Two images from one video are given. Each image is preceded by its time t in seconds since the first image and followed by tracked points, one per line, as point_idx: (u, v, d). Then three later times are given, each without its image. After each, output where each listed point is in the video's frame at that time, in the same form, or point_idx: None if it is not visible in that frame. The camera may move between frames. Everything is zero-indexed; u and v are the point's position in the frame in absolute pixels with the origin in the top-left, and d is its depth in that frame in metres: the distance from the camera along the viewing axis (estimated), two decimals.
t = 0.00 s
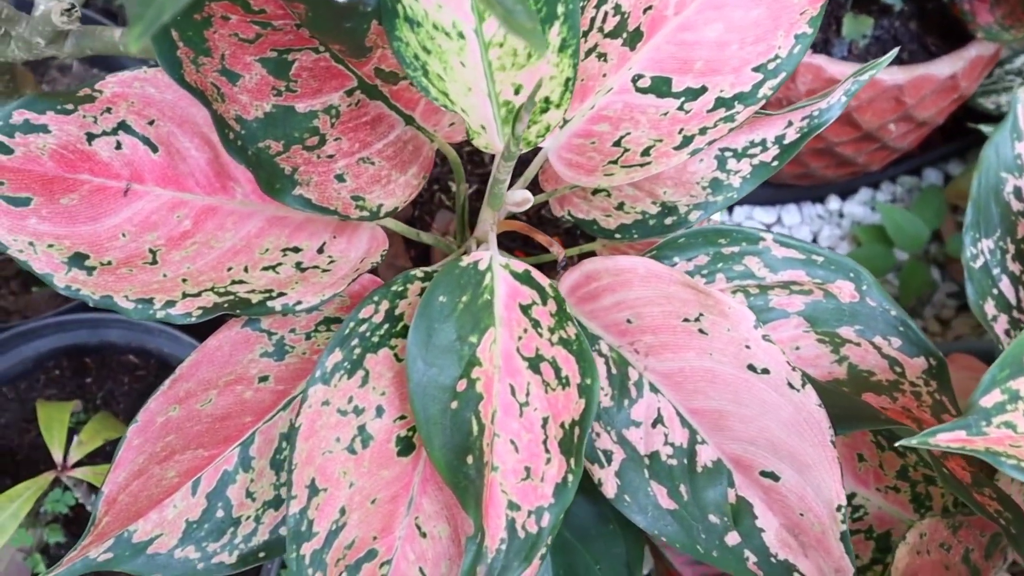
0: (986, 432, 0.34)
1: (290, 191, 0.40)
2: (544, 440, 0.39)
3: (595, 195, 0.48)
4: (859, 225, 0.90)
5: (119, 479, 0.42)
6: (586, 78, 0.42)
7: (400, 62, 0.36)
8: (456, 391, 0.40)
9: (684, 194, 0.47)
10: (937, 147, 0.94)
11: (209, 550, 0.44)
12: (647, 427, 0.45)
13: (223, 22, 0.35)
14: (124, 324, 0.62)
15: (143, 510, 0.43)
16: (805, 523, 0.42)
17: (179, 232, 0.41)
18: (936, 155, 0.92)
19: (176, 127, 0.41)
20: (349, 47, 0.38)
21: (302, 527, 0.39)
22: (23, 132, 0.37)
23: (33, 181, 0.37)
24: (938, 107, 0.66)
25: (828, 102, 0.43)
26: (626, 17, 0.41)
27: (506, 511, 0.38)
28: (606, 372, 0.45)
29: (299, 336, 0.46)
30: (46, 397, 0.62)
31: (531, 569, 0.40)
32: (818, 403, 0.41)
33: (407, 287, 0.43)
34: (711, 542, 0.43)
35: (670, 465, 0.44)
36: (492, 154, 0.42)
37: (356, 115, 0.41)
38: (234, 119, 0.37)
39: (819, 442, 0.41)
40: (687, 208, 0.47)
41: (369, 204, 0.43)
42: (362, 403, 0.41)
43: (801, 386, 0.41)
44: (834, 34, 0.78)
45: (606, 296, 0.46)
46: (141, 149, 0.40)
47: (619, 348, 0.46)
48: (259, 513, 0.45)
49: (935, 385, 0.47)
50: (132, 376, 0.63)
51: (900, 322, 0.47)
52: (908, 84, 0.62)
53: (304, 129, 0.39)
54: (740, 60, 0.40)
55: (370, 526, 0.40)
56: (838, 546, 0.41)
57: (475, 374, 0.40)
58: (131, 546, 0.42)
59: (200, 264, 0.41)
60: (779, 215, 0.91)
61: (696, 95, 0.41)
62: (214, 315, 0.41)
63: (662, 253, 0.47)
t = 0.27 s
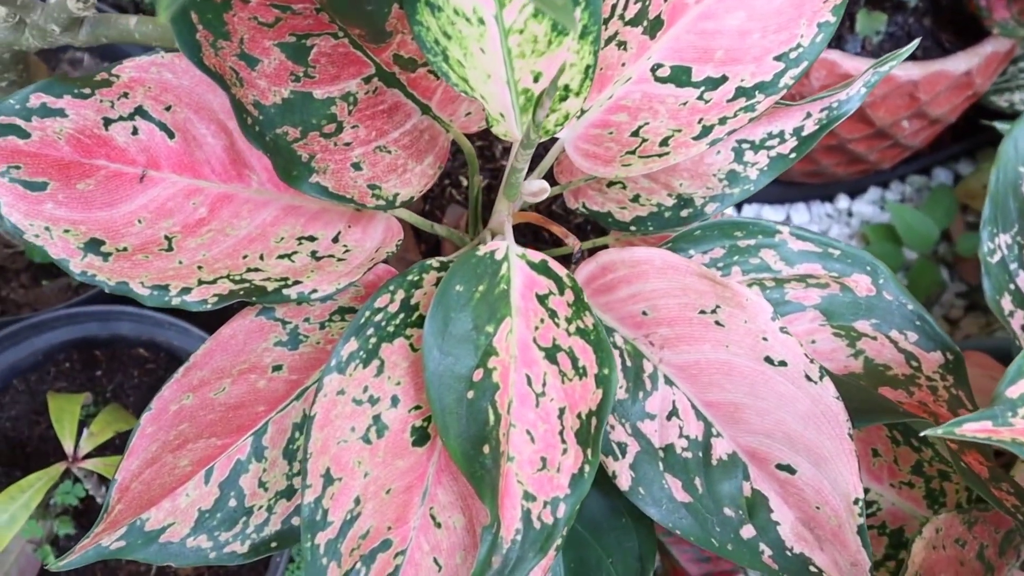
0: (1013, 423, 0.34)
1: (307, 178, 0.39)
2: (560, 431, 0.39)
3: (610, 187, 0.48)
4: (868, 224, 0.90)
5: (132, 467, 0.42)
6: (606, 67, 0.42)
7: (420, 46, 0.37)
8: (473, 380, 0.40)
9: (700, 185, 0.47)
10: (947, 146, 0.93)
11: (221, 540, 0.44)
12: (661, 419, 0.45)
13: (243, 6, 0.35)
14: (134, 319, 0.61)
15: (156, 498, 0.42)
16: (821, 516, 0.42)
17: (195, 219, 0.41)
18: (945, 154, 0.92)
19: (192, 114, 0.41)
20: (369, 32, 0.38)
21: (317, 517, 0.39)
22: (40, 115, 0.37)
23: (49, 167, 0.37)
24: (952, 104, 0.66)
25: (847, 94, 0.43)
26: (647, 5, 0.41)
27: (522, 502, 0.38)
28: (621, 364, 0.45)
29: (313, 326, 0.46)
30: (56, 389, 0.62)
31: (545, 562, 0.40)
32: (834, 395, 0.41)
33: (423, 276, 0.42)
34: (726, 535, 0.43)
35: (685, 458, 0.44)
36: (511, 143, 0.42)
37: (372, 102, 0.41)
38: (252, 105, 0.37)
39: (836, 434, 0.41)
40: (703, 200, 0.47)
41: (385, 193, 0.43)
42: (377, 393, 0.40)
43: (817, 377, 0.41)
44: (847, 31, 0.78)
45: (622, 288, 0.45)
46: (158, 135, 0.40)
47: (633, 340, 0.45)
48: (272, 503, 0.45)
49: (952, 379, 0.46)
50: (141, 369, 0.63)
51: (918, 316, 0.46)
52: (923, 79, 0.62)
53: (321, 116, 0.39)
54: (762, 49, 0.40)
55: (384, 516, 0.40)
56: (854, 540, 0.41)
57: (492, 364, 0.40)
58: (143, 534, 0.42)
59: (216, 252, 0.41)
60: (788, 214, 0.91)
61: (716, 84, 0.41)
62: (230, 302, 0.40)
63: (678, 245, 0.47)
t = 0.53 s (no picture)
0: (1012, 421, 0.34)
1: (309, 175, 0.40)
2: (560, 428, 0.39)
3: (611, 186, 0.48)
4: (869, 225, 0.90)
5: (133, 462, 0.42)
6: (607, 64, 0.42)
7: (422, 42, 0.37)
8: (473, 377, 0.40)
9: (701, 183, 0.47)
10: (949, 148, 0.93)
11: (221, 536, 0.44)
12: (661, 417, 0.45)
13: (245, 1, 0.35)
14: (136, 315, 0.62)
15: (156, 493, 0.42)
16: (819, 514, 0.42)
17: (197, 214, 0.41)
18: (947, 155, 0.92)
19: (196, 109, 0.41)
20: (371, 28, 0.38)
21: (317, 513, 0.39)
22: (44, 110, 0.37)
23: (52, 161, 0.37)
24: (954, 105, 0.66)
25: (848, 92, 0.44)
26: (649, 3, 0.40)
27: (521, 498, 0.38)
28: (620, 362, 0.45)
29: (314, 323, 0.46)
30: (58, 385, 0.62)
31: (548, 556, 0.40)
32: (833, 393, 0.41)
33: (424, 273, 0.43)
34: (724, 533, 0.43)
35: (684, 456, 0.44)
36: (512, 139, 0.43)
37: (374, 100, 0.41)
38: (253, 100, 0.37)
39: (835, 432, 0.41)
40: (704, 199, 0.47)
41: (386, 189, 0.43)
42: (378, 389, 0.40)
43: (816, 375, 0.41)
44: (849, 32, 0.78)
45: (622, 286, 0.45)
46: (161, 130, 0.40)
47: (633, 338, 0.45)
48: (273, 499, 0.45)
49: (951, 378, 0.47)
50: (144, 366, 0.63)
51: (917, 316, 0.47)
52: (925, 80, 0.62)
53: (324, 113, 0.39)
54: (762, 47, 0.40)
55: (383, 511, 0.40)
56: (852, 538, 0.41)
57: (491, 360, 0.40)
58: (144, 529, 0.42)
59: (218, 247, 0.41)
60: (789, 215, 0.91)
61: (717, 82, 0.41)
62: (232, 297, 0.41)
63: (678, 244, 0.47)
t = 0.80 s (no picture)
0: (982, 428, 0.36)
1: (298, 183, 0.40)
2: (546, 433, 0.39)
3: (601, 192, 0.48)
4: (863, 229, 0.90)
5: (126, 471, 0.43)
6: (594, 73, 0.43)
7: (409, 52, 0.38)
8: (460, 383, 0.40)
9: (689, 190, 0.47)
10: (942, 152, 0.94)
11: (215, 543, 0.45)
12: (648, 422, 0.45)
13: (235, 12, 0.36)
14: (131, 320, 0.62)
15: (150, 502, 0.43)
16: (803, 520, 0.43)
17: (188, 222, 0.42)
18: (940, 159, 0.93)
19: (187, 118, 0.41)
20: (360, 40, 0.40)
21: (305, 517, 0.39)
22: (36, 118, 0.38)
23: (45, 169, 0.38)
24: (944, 111, 0.66)
25: (833, 99, 0.44)
26: (634, 12, 0.41)
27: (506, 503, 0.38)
28: (609, 367, 0.45)
29: (305, 330, 0.46)
30: (54, 390, 0.63)
31: (532, 561, 0.41)
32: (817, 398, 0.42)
33: (413, 280, 0.43)
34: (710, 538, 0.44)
35: (671, 460, 0.45)
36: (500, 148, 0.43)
37: (363, 109, 0.42)
38: (243, 110, 0.37)
39: (819, 438, 0.42)
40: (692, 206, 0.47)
41: (375, 197, 0.43)
42: (367, 394, 0.41)
43: (800, 381, 0.41)
44: (840, 37, 0.79)
45: (610, 291, 0.46)
46: (152, 139, 0.41)
47: (621, 344, 0.46)
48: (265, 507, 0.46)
49: (937, 383, 0.48)
50: (139, 371, 0.64)
51: (902, 321, 0.47)
52: (914, 86, 0.63)
53: (313, 122, 0.40)
54: (747, 56, 0.40)
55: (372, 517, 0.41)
56: (836, 542, 0.42)
57: (479, 366, 0.41)
58: (137, 538, 0.43)
59: (209, 254, 0.42)
60: (784, 218, 0.92)
61: (702, 91, 0.41)
62: (222, 303, 0.41)
63: (667, 249, 0.47)
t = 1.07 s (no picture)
0: (943, 439, 0.37)
1: (272, 204, 0.41)
2: (520, 448, 0.40)
3: (576, 208, 0.49)
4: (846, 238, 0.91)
5: (108, 490, 0.43)
6: (564, 93, 0.44)
7: (377, 77, 0.38)
8: (434, 401, 0.41)
9: (663, 206, 0.48)
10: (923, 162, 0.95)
11: (196, 559, 0.45)
12: (623, 436, 0.46)
13: (206, 39, 0.37)
14: (117, 337, 0.63)
15: (132, 520, 0.44)
16: (774, 530, 0.43)
17: (165, 242, 0.42)
18: (922, 169, 0.94)
19: (163, 140, 0.42)
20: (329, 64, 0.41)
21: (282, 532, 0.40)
22: (13, 144, 0.38)
23: (22, 193, 0.38)
24: (920, 122, 0.67)
25: (801, 115, 0.45)
26: (601, 34, 0.42)
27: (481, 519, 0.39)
28: (583, 382, 0.46)
29: (282, 348, 0.47)
30: (40, 407, 0.63)
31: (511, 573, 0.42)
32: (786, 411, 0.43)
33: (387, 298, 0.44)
34: (683, 549, 0.45)
35: (644, 473, 0.45)
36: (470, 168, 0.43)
37: (336, 130, 0.43)
38: (215, 134, 0.38)
39: (789, 450, 0.42)
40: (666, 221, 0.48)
41: (349, 217, 0.44)
42: (343, 412, 0.42)
43: (769, 394, 0.42)
44: (819, 49, 0.80)
45: (584, 308, 0.46)
46: (129, 162, 0.41)
47: (596, 359, 0.46)
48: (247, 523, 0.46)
49: (906, 394, 0.48)
50: (124, 387, 0.65)
51: (872, 333, 0.48)
52: (890, 99, 0.64)
53: (285, 144, 0.41)
54: (713, 75, 0.41)
55: (344, 532, 0.42)
56: (806, 552, 0.42)
57: (452, 383, 0.41)
58: (120, 556, 0.43)
59: (186, 274, 0.43)
60: (767, 228, 0.93)
61: (671, 109, 0.42)
62: (199, 323, 0.42)
63: (641, 265, 0.48)
